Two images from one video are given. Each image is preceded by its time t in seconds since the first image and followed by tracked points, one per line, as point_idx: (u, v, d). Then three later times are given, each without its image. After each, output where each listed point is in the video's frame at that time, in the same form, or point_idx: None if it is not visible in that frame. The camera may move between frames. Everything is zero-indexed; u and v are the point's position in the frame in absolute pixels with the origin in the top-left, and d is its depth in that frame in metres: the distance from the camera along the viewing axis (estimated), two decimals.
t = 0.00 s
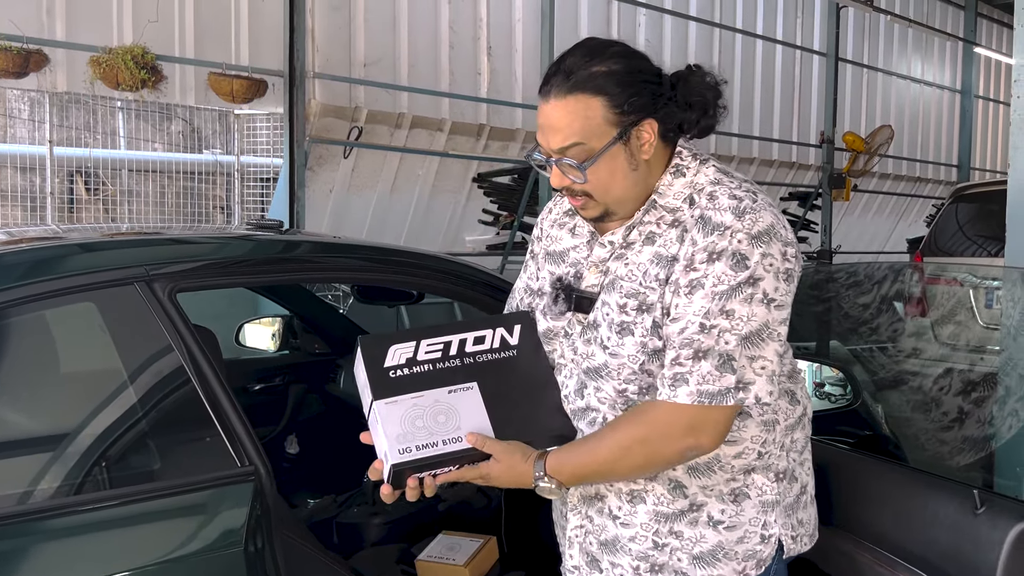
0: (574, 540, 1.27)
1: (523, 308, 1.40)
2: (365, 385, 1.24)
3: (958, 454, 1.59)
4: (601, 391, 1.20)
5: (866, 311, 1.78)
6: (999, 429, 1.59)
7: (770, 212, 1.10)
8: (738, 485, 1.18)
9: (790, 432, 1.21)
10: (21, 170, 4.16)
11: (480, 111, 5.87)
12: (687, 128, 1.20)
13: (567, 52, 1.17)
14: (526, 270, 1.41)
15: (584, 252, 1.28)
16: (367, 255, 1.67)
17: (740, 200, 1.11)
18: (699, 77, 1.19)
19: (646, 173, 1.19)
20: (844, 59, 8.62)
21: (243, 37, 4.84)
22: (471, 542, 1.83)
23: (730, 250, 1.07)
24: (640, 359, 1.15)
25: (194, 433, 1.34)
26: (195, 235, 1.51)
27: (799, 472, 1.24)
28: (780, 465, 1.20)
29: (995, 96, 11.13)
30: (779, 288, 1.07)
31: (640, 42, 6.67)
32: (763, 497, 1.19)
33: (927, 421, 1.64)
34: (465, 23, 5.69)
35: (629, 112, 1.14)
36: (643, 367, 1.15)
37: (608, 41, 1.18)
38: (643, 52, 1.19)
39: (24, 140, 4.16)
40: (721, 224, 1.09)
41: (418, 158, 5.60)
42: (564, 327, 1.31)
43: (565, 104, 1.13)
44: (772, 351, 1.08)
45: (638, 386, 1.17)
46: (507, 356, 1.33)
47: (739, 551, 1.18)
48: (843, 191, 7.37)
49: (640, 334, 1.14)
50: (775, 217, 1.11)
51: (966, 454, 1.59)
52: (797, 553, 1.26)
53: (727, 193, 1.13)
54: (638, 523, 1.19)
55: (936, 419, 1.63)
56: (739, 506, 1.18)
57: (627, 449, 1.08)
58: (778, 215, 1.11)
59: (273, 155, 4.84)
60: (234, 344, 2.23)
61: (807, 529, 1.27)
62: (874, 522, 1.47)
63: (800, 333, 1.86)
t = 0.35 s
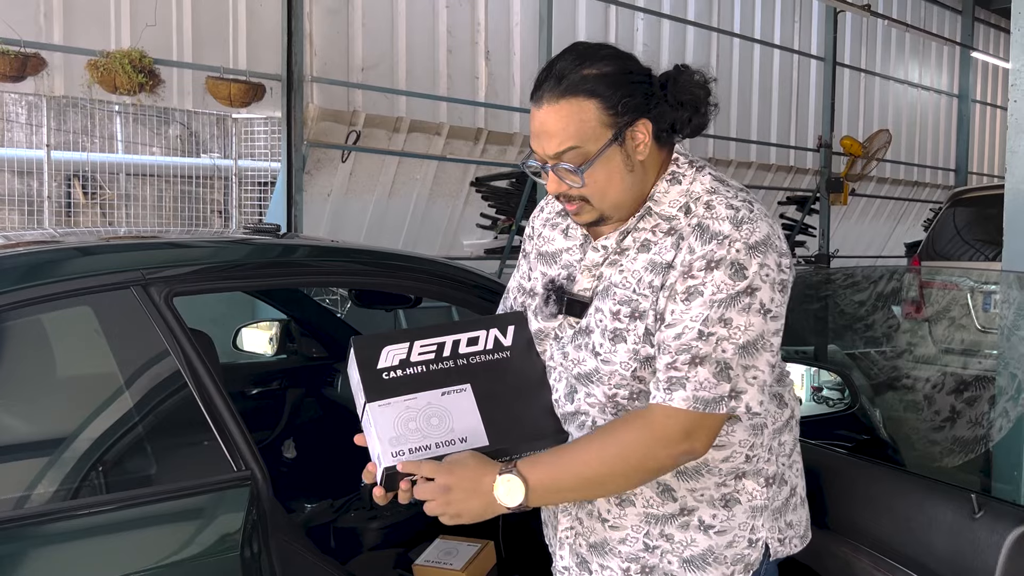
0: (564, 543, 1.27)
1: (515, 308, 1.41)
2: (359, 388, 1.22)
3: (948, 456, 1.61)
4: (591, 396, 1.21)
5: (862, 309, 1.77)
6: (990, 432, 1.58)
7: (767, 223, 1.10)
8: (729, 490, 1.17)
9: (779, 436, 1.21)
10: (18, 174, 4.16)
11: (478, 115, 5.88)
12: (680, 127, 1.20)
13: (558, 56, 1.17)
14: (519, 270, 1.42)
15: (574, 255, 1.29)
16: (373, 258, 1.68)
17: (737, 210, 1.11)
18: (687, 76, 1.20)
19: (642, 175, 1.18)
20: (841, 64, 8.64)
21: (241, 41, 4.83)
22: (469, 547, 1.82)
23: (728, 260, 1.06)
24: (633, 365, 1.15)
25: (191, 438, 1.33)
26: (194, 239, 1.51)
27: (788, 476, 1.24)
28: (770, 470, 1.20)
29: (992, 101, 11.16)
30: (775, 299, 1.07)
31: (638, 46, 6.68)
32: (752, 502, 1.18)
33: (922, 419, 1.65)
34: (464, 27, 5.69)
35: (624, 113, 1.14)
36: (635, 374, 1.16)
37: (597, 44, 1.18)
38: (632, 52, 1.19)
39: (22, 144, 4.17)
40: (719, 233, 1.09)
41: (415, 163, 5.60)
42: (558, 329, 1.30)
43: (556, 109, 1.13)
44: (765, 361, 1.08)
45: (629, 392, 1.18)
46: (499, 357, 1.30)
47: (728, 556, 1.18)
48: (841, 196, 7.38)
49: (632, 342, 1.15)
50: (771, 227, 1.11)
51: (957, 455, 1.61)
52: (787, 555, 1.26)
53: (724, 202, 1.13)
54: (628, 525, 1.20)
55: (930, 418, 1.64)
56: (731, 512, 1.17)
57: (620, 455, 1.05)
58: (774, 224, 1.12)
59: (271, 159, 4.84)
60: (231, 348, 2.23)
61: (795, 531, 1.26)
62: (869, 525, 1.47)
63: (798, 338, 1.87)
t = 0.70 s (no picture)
0: (556, 543, 1.27)
1: (509, 306, 1.41)
2: (349, 392, 1.22)
3: (953, 449, 1.69)
4: (580, 399, 1.21)
5: (867, 302, 1.81)
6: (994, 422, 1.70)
7: (757, 230, 1.10)
8: (717, 494, 1.17)
9: (767, 439, 1.21)
10: (16, 177, 4.14)
11: (477, 117, 5.89)
12: (673, 128, 1.19)
13: (547, 60, 1.18)
14: (515, 268, 1.41)
15: (570, 257, 1.28)
16: (375, 261, 1.68)
17: (727, 216, 1.10)
18: (680, 78, 1.19)
19: (635, 176, 1.18)
20: (840, 67, 8.65)
21: (240, 43, 4.83)
22: (468, 550, 1.82)
23: (714, 266, 1.06)
24: (620, 369, 1.16)
25: (188, 441, 1.33)
26: (193, 241, 1.50)
27: (779, 478, 1.24)
28: (759, 474, 1.20)
29: (990, 104, 11.17)
30: (760, 306, 1.07)
31: (637, 48, 6.68)
32: (741, 505, 1.18)
33: (924, 413, 1.70)
34: (463, 30, 5.70)
35: (613, 115, 1.13)
36: (622, 376, 1.16)
37: (587, 47, 1.18)
38: (623, 55, 1.19)
39: (20, 146, 4.16)
40: (707, 240, 1.08)
41: (414, 166, 5.61)
42: (550, 331, 1.30)
43: (546, 112, 1.13)
44: (744, 369, 1.08)
45: (618, 395, 1.19)
46: (491, 359, 1.30)
47: (717, 559, 1.17)
48: (838, 199, 7.40)
49: (619, 345, 1.15)
50: (762, 235, 1.10)
51: (962, 447, 1.69)
52: (777, 557, 1.26)
53: (714, 208, 1.12)
54: (617, 527, 1.20)
55: (933, 411, 1.70)
56: (719, 515, 1.17)
57: (595, 458, 1.05)
58: (764, 231, 1.11)
59: (270, 162, 4.84)
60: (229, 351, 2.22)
61: (786, 534, 1.25)
62: (861, 527, 1.48)
63: (801, 331, 1.92)
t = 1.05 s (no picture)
0: (551, 545, 1.27)
1: (505, 306, 1.41)
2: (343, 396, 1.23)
3: (954, 444, 1.53)
4: (573, 401, 1.21)
5: (868, 297, 1.77)
6: (995, 418, 1.50)
7: (751, 233, 1.10)
8: (710, 496, 1.17)
9: (760, 441, 1.21)
10: (15, 178, 4.16)
11: (476, 119, 5.89)
12: (667, 132, 1.19)
13: (541, 63, 1.18)
14: (510, 268, 1.41)
15: (565, 258, 1.28)
16: (373, 262, 1.68)
17: (720, 219, 1.10)
18: (672, 81, 1.19)
19: (627, 180, 1.18)
20: (839, 69, 8.66)
21: (239, 44, 4.83)
22: (467, 552, 1.82)
23: (707, 269, 1.06)
24: (614, 371, 1.16)
25: (187, 443, 1.33)
26: (192, 243, 1.50)
27: (772, 480, 1.24)
28: (752, 475, 1.20)
29: (988, 106, 11.18)
30: (753, 309, 1.07)
31: (636, 50, 6.69)
32: (735, 507, 1.18)
33: (925, 410, 1.59)
34: (462, 31, 5.70)
35: (605, 118, 1.13)
36: (615, 379, 1.16)
37: (580, 49, 1.18)
38: (617, 58, 1.19)
39: (19, 147, 4.16)
40: (700, 243, 1.08)
41: (413, 167, 5.61)
42: (543, 333, 1.30)
43: (538, 116, 1.13)
44: (736, 372, 1.08)
45: (611, 398, 1.19)
46: (485, 361, 1.30)
47: (710, 561, 1.17)
48: (837, 200, 7.41)
49: (612, 348, 1.15)
50: (756, 237, 1.10)
51: (964, 443, 1.52)
52: (771, 558, 1.26)
53: (708, 211, 1.12)
54: (610, 530, 1.20)
55: (934, 407, 1.58)
56: (712, 517, 1.17)
57: (586, 460, 1.05)
58: (758, 234, 1.11)
59: (269, 163, 4.84)
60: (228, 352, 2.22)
61: (779, 536, 1.26)
62: (856, 528, 1.48)
63: (801, 328, 1.89)
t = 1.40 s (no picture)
0: (548, 547, 1.27)
1: (501, 306, 1.41)
2: (340, 397, 1.23)
3: (955, 443, 1.52)
4: (568, 403, 1.21)
5: (868, 296, 1.78)
6: (995, 417, 1.48)
7: (748, 232, 1.10)
8: (706, 497, 1.17)
9: (756, 443, 1.20)
10: (15, 179, 4.17)
11: (476, 121, 5.90)
12: (663, 134, 1.19)
13: (536, 65, 1.17)
14: (507, 268, 1.41)
15: (561, 258, 1.27)
16: (373, 264, 1.68)
17: (717, 219, 1.11)
18: (669, 84, 1.20)
19: (621, 183, 1.18)
20: (839, 70, 8.67)
21: (239, 45, 4.83)
22: (467, 553, 1.82)
23: (703, 268, 1.06)
24: (611, 371, 1.16)
25: (186, 444, 1.33)
26: (191, 244, 1.50)
27: (769, 481, 1.24)
28: (748, 477, 1.20)
29: (988, 107, 11.19)
30: (749, 308, 1.07)
31: (636, 51, 6.69)
32: (731, 509, 1.18)
33: (925, 409, 1.59)
34: (462, 32, 5.71)
35: (600, 121, 1.13)
36: (611, 379, 1.16)
37: (575, 51, 1.18)
38: (614, 60, 1.19)
39: (19, 148, 4.17)
40: (697, 241, 1.09)
41: (413, 167, 5.61)
42: (540, 333, 1.30)
43: (533, 118, 1.13)
44: (733, 371, 1.07)
45: (607, 398, 1.19)
46: (482, 362, 1.30)
47: (707, 563, 1.17)
48: (837, 202, 7.41)
49: (608, 348, 1.15)
50: (753, 236, 1.10)
51: (965, 442, 1.51)
52: (768, 560, 1.26)
53: (705, 211, 1.13)
54: (607, 532, 1.21)
55: (935, 406, 1.57)
56: (708, 518, 1.17)
57: (582, 459, 1.05)
58: (755, 233, 1.11)
59: (268, 164, 4.85)
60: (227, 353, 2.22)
61: (776, 537, 1.26)
62: (854, 528, 1.48)
63: (799, 326, 1.87)
